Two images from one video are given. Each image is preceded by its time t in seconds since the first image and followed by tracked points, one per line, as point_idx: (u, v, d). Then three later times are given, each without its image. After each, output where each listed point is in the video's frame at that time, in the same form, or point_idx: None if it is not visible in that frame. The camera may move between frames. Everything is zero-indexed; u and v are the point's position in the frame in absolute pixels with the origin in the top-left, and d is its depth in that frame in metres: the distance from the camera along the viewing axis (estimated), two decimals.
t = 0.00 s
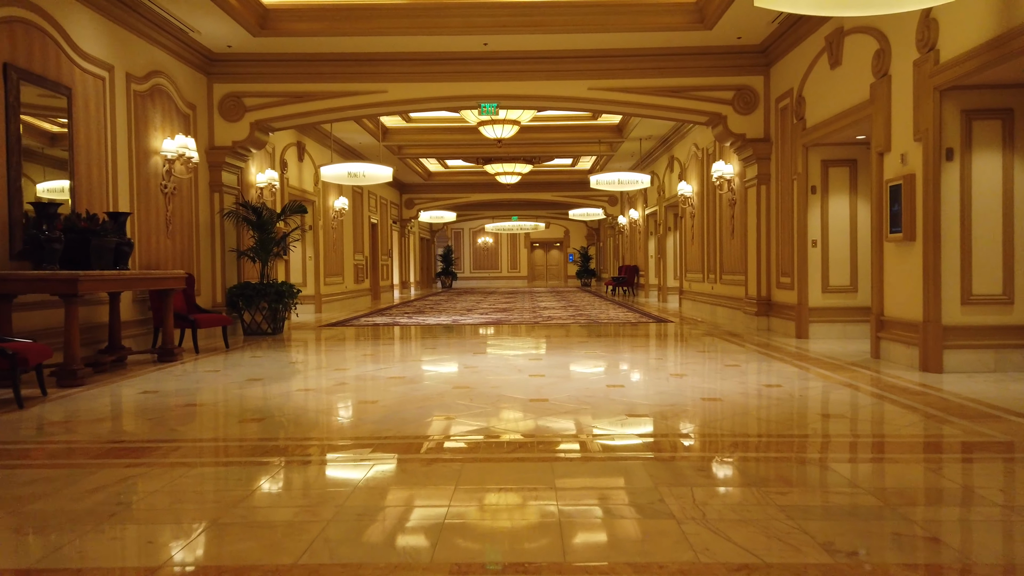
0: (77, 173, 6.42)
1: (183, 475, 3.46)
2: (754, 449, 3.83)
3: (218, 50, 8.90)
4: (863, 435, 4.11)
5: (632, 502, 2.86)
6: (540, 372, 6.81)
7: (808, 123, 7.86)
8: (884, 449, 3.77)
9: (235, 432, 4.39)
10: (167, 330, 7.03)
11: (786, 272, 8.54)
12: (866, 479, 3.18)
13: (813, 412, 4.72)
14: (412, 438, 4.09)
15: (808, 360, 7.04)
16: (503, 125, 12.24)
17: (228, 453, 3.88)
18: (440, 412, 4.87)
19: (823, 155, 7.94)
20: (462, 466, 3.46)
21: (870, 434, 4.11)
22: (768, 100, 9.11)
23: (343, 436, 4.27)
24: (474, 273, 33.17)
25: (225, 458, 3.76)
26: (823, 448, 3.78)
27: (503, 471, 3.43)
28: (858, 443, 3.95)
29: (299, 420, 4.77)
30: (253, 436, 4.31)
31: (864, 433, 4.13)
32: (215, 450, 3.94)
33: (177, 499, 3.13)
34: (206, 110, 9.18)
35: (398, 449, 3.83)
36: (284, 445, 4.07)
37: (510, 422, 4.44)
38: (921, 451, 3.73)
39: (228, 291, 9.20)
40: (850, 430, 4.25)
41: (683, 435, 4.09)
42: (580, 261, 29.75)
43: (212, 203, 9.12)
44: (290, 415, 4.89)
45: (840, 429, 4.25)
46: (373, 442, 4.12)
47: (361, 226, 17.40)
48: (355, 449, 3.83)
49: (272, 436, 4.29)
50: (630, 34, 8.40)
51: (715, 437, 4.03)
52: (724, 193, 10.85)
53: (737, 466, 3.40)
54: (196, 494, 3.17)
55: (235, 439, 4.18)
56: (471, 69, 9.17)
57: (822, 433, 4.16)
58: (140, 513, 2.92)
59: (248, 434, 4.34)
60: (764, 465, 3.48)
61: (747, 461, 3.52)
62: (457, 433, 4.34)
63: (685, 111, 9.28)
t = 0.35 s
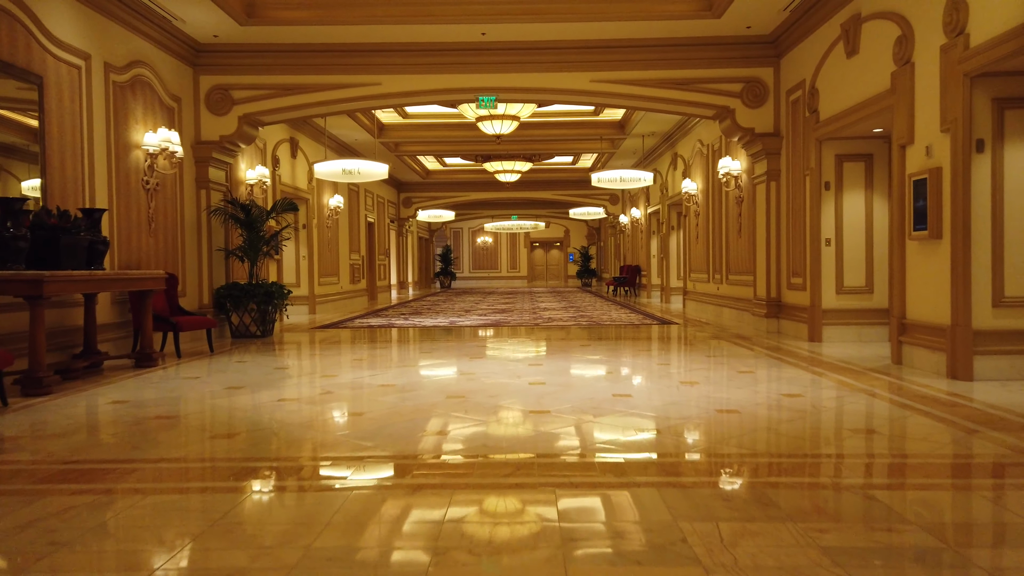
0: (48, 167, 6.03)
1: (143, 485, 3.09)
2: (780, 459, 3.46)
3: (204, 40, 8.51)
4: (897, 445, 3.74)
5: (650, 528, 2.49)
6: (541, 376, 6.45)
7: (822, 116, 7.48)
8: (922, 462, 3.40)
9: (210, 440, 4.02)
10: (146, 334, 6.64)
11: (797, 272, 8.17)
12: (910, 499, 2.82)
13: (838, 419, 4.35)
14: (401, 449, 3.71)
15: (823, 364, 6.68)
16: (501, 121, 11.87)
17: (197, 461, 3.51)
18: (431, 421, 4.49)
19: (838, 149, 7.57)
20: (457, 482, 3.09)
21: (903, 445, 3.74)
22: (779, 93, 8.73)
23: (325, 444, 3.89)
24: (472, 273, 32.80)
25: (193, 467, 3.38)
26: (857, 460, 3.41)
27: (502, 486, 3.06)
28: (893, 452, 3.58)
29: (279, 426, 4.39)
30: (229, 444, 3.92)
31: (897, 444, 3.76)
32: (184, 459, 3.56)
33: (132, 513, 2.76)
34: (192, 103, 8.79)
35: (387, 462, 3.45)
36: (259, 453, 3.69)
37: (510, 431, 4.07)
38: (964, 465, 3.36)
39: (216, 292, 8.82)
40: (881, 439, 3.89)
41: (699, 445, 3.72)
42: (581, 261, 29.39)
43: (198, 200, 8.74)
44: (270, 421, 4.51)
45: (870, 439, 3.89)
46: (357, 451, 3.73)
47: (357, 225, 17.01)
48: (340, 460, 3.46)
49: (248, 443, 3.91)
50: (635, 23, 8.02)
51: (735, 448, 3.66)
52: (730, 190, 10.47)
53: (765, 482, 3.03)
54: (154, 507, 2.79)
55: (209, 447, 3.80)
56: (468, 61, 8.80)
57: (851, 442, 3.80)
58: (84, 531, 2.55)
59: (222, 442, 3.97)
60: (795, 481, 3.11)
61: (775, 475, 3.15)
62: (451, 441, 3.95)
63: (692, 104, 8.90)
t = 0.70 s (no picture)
0: (18, 159, 5.68)
1: (91, 506, 2.73)
2: (812, 473, 3.10)
3: (189, 29, 8.15)
4: (935, 457, 3.38)
5: (672, 567, 2.13)
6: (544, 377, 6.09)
7: (836, 107, 7.12)
8: (968, 479, 3.05)
9: (179, 449, 3.67)
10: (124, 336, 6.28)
11: (810, 270, 7.82)
12: (965, 527, 2.47)
13: (865, 427, 4.00)
14: (389, 462, 3.36)
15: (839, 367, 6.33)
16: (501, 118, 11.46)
17: (160, 475, 3.16)
18: (423, 428, 4.14)
19: (853, 142, 7.22)
20: (448, 503, 2.73)
21: (942, 458, 3.39)
22: (789, 84, 8.38)
23: (305, 454, 3.55)
24: (472, 273, 32.43)
25: (154, 483, 3.02)
26: (895, 476, 3.05)
27: (501, 505, 2.70)
28: (935, 468, 3.23)
29: (256, 433, 4.04)
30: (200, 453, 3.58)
31: (934, 457, 3.41)
32: (146, 473, 3.20)
33: (75, 539, 2.41)
34: (176, 95, 8.43)
35: (372, 478, 3.08)
36: (230, 466, 3.34)
37: (509, 441, 3.72)
38: (1014, 482, 3.01)
39: (202, 291, 8.45)
40: (919, 449, 3.52)
41: (715, 456, 3.37)
42: (581, 260, 29.04)
43: (184, 195, 8.38)
44: (247, 428, 4.17)
45: (905, 449, 3.52)
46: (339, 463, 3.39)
47: (353, 223, 16.65)
48: (317, 479, 3.09)
49: (222, 453, 3.57)
50: (640, 11, 7.66)
51: (758, 460, 3.31)
52: (737, 186, 10.11)
53: (798, 504, 2.67)
54: (100, 534, 2.43)
55: (176, 458, 3.45)
56: (465, 51, 8.45)
57: (885, 453, 3.44)
58: (13, 565, 2.20)
59: (192, 452, 3.62)
60: (831, 499, 2.75)
61: (806, 495, 2.79)
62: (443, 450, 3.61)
63: (698, 97, 8.54)
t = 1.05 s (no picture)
0: None
1: (30, 545, 2.40)
2: (844, 500, 2.78)
3: (175, 21, 7.83)
4: (977, 480, 3.06)
5: None
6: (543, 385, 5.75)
7: (850, 102, 6.80)
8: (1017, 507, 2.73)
9: (144, 470, 3.34)
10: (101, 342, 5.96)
11: (821, 272, 7.50)
12: None
13: (894, 443, 3.68)
14: (374, 485, 3.04)
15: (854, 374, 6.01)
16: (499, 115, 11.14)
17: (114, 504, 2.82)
18: (413, 442, 3.81)
19: (868, 138, 6.90)
20: (438, 538, 2.41)
21: (984, 482, 3.07)
22: (799, 79, 8.06)
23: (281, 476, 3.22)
24: (471, 273, 32.12)
25: (107, 515, 2.69)
26: (938, 504, 2.74)
27: (496, 540, 2.39)
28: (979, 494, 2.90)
29: (231, 451, 3.71)
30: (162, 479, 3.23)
31: (975, 480, 3.09)
32: (102, 499, 2.88)
33: None
34: (162, 90, 8.11)
35: (353, 506, 2.76)
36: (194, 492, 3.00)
37: (506, 459, 3.40)
38: None
39: (189, 294, 8.13)
40: (956, 469, 3.20)
41: (734, 480, 3.05)
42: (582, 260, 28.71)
43: (170, 194, 8.06)
44: (222, 445, 3.83)
45: (942, 470, 3.20)
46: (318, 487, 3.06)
47: (350, 222, 16.33)
48: (290, 507, 2.76)
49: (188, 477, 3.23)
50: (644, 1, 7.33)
51: (781, 485, 2.99)
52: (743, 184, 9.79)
53: (835, 541, 2.35)
54: None
55: (139, 482, 3.12)
56: (463, 44, 8.13)
57: (921, 474, 3.12)
58: None
59: (158, 473, 3.29)
60: (871, 533, 2.43)
61: (843, 528, 2.47)
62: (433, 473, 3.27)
63: (704, 92, 8.22)
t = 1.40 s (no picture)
0: None
1: None
2: (898, 533, 2.41)
3: (157, 6, 7.46)
4: None
5: None
6: (546, 392, 5.39)
7: (869, 91, 6.44)
8: None
9: (97, 492, 2.97)
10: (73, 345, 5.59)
11: (837, 271, 7.14)
12: None
13: (937, 461, 3.31)
14: (355, 512, 2.67)
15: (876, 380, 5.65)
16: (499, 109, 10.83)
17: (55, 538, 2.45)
18: (404, 459, 3.45)
19: (888, 130, 6.53)
20: None
21: None
22: (812, 69, 7.69)
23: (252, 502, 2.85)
24: (470, 273, 31.76)
25: (42, 551, 2.32)
26: (1005, 537, 2.37)
27: None
28: None
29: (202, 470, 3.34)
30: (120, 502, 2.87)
31: None
32: (43, 530, 2.51)
33: None
34: (144, 80, 7.74)
35: (329, 541, 2.38)
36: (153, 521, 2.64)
37: (507, 480, 3.03)
38: None
39: (173, 294, 7.76)
40: (1013, 492, 2.84)
41: (765, 506, 2.68)
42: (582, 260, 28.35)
43: (153, 190, 7.69)
44: (191, 462, 3.47)
45: (998, 492, 2.84)
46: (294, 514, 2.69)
47: (345, 221, 15.95)
48: (255, 542, 2.38)
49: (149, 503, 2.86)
50: None
51: (820, 512, 2.62)
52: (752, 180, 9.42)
53: None
54: None
55: (88, 507, 2.75)
56: (460, 32, 7.76)
57: (977, 499, 2.75)
58: None
59: (115, 497, 2.92)
60: None
61: (905, 573, 2.10)
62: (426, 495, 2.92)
63: (713, 83, 7.86)
